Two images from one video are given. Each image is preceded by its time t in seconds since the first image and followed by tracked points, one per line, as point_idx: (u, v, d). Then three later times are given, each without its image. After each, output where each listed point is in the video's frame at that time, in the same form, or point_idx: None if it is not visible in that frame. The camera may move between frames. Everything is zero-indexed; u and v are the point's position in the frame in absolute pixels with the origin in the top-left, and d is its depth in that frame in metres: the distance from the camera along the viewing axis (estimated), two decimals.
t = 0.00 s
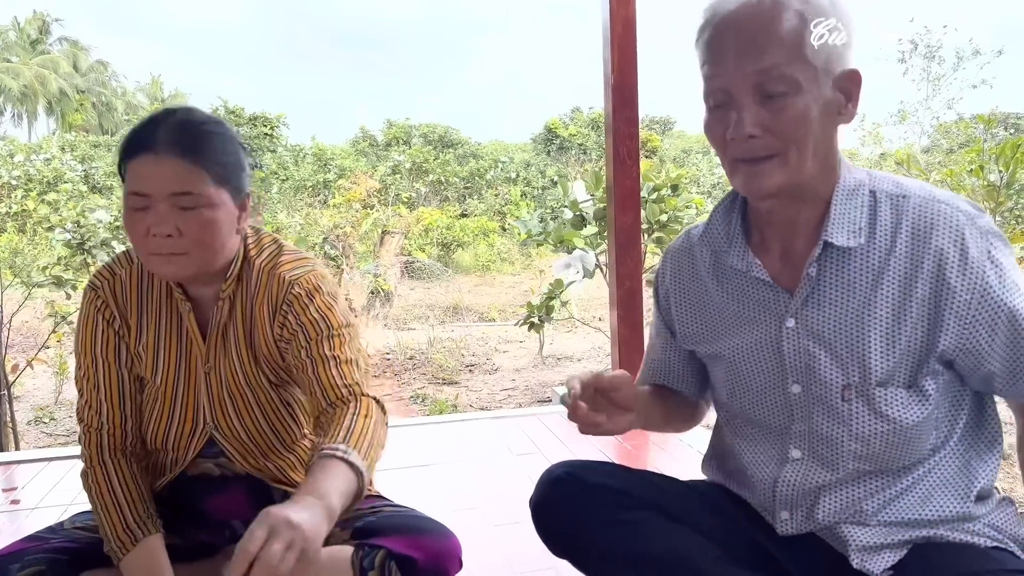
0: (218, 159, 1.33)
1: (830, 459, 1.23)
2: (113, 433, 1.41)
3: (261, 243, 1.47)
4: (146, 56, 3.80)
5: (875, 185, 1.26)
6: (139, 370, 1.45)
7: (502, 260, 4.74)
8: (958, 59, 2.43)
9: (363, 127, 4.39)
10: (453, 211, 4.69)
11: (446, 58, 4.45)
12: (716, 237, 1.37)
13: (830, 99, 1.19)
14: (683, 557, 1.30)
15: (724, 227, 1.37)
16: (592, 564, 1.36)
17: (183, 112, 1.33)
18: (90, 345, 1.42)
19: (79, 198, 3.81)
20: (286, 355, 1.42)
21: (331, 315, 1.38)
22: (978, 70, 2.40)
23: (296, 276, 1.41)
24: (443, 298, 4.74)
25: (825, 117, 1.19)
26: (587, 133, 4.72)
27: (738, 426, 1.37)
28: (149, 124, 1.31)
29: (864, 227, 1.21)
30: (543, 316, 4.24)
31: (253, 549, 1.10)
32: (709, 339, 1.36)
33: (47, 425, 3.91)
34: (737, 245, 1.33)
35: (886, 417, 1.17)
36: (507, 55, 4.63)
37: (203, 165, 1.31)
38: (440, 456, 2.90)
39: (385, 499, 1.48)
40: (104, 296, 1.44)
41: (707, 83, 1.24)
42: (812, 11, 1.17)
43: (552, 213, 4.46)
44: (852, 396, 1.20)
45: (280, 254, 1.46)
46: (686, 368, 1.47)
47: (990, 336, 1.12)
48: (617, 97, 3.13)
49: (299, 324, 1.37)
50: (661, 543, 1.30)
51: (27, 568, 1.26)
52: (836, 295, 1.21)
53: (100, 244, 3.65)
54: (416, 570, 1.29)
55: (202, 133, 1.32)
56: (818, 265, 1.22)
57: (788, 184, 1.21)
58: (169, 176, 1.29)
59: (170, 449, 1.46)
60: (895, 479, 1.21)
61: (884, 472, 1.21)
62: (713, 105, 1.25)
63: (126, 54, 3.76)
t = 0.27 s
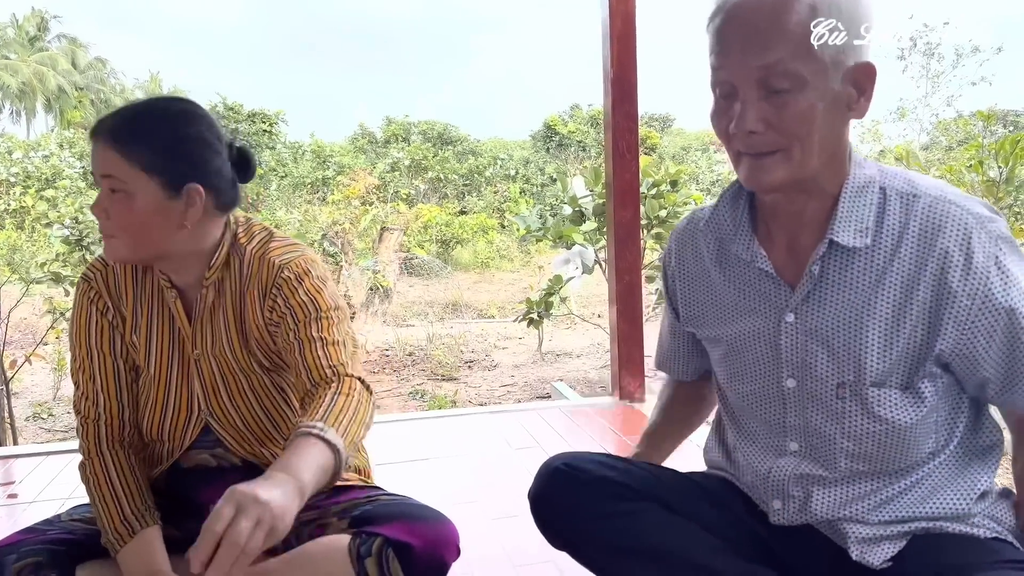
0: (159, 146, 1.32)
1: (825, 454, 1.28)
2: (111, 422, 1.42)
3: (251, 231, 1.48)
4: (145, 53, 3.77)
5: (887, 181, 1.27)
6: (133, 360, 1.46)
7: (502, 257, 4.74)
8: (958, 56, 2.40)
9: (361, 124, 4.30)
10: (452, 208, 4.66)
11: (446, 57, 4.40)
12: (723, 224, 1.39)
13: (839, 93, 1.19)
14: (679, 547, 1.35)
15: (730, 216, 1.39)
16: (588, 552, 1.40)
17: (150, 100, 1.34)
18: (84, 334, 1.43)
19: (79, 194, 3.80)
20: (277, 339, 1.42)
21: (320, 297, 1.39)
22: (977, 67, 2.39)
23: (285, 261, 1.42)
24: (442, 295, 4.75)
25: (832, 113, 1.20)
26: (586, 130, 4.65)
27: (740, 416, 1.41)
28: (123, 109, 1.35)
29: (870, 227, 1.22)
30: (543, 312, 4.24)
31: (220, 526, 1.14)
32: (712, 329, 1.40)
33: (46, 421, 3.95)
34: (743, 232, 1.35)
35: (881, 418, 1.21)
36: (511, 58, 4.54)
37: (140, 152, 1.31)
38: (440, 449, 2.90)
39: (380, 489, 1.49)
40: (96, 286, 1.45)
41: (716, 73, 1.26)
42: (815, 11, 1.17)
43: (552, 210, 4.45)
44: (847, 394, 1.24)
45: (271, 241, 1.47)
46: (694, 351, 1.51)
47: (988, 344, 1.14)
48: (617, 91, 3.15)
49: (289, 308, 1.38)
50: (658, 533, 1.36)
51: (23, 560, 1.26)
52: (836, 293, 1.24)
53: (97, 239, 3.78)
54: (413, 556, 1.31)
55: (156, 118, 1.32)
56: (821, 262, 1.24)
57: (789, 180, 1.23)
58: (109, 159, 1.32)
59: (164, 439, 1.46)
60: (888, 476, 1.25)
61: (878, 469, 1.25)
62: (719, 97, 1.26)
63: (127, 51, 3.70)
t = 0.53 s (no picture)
0: (130, 147, 1.31)
1: (834, 455, 1.30)
2: (112, 421, 1.42)
3: (242, 228, 1.48)
4: (146, 51, 3.74)
5: (898, 183, 1.28)
6: (131, 357, 1.46)
7: (502, 256, 4.74)
8: (958, 55, 2.41)
9: (362, 122, 4.36)
10: (453, 207, 4.64)
11: (446, 53, 4.40)
12: (732, 224, 1.39)
13: (849, 95, 1.20)
14: (681, 545, 1.33)
15: (742, 216, 1.38)
16: (593, 554, 1.39)
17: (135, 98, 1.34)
18: (82, 331, 1.43)
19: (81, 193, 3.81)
20: (274, 336, 1.42)
21: (314, 294, 1.38)
22: (978, 66, 2.42)
23: (278, 258, 1.40)
24: (442, 295, 4.74)
25: (842, 112, 1.20)
26: (587, 129, 4.64)
27: (745, 416, 1.42)
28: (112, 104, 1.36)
29: (884, 230, 1.23)
30: (543, 311, 4.24)
31: (238, 503, 1.13)
32: (720, 330, 1.41)
33: (47, 419, 3.96)
34: (755, 234, 1.35)
35: (894, 420, 1.23)
36: (511, 61, 4.55)
37: (111, 150, 1.32)
38: (441, 447, 2.91)
39: (379, 483, 1.50)
40: (93, 285, 1.45)
41: (725, 71, 1.26)
42: (816, 10, 1.17)
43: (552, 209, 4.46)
44: (858, 396, 1.26)
45: (262, 237, 1.46)
46: (697, 349, 1.52)
47: (1001, 347, 1.18)
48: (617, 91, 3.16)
49: (283, 306, 1.37)
50: (659, 531, 1.35)
51: (25, 553, 1.26)
52: (848, 295, 1.25)
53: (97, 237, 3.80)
54: (411, 548, 1.31)
55: (134, 119, 1.32)
56: (834, 266, 1.25)
57: (795, 182, 1.23)
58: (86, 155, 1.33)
59: (162, 434, 1.47)
60: (895, 478, 1.27)
61: (885, 471, 1.28)
62: (729, 92, 1.27)
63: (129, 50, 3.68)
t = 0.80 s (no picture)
0: (150, 149, 1.31)
1: (846, 453, 1.31)
2: (117, 422, 1.42)
3: (248, 228, 1.48)
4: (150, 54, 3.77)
5: (910, 179, 1.29)
6: (136, 358, 1.46)
7: (505, 256, 4.75)
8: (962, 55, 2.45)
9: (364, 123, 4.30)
10: (456, 207, 4.65)
11: (445, 52, 4.37)
12: (743, 222, 1.39)
13: (855, 95, 1.20)
14: (690, 541, 1.34)
15: (752, 215, 1.39)
16: (604, 550, 1.40)
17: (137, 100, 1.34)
18: (87, 331, 1.43)
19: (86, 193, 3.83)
20: (279, 338, 1.42)
21: (321, 297, 1.39)
22: (983, 65, 2.46)
23: (285, 260, 1.41)
24: (445, 295, 4.73)
25: (848, 113, 1.20)
26: (590, 129, 4.63)
27: (755, 412, 1.44)
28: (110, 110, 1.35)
29: (896, 230, 1.24)
30: (547, 310, 4.25)
31: (265, 531, 1.15)
32: (729, 329, 1.41)
33: (52, 419, 3.95)
34: (765, 234, 1.35)
35: (907, 419, 1.25)
36: (512, 62, 4.55)
37: (130, 154, 1.31)
38: (445, 447, 2.91)
39: (386, 483, 1.51)
40: (99, 285, 1.46)
41: (731, 71, 1.26)
42: (817, 10, 1.18)
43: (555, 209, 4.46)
44: (871, 395, 1.27)
45: (268, 238, 1.46)
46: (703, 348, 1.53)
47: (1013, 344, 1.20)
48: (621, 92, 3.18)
49: (291, 308, 1.38)
50: (668, 526, 1.35)
51: (33, 551, 1.27)
52: (861, 295, 1.26)
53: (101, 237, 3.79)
54: (418, 548, 1.32)
55: (144, 122, 1.32)
56: (846, 266, 1.26)
57: (799, 183, 1.23)
58: (100, 163, 1.32)
59: (168, 436, 1.47)
60: (906, 473, 1.30)
61: (897, 466, 1.30)
62: (734, 92, 1.28)
63: (131, 50, 3.70)
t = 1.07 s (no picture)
0: (184, 148, 1.30)
1: (854, 451, 1.32)
2: (122, 422, 1.43)
3: (259, 230, 1.47)
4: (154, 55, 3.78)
5: (916, 174, 1.29)
6: (142, 359, 1.46)
7: (511, 257, 4.74)
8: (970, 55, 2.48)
9: (371, 124, 4.37)
10: (463, 208, 4.62)
11: (449, 53, 4.45)
12: (749, 220, 1.40)
13: (857, 91, 1.19)
14: (704, 529, 1.32)
15: (756, 211, 1.40)
16: (620, 535, 1.40)
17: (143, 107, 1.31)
18: (93, 332, 1.44)
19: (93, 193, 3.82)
20: (289, 342, 1.42)
21: (331, 300, 1.38)
22: (991, 66, 2.50)
23: (295, 263, 1.41)
24: (450, 295, 4.75)
25: (847, 112, 1.20)
26: (596, 130, 4.59)
27: (763, 408, 1.45)
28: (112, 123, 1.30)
29: (901, 227, 1.25)
30: (553, 311, 4.24)
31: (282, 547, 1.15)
32: (737, 327, 1.42)
33: (59, 417, 3.93)
34: (772, 231, 1.36)
35: (914, 416, 1.25)
36: (515, 63, 4.64)
37: (167, 159, 1.28)
38: (451, 446, 2.90)
39: (395, 483, 1.51)
40: (106, 283, 1.46)
41: (732, 64, 1.26)
42: (816, 9, 1.17)
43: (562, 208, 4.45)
44: (878, 393, 1.28)
45: (278, 240, 1.46)
46: (711, 349, 1.52)
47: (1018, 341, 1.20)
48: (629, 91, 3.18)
49: (301, 312, 1.38)
50: (683, 513, 1.35)
51: (40, 550, 1.27)
52: (867, 293, 1.27)
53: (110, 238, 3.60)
54: (425, 550, 1.32)
55: (166, 125, 1.30)
56: (852, 263, 1.27)
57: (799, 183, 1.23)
58: (135, 176, 1.27)
59: (175, 437, 1.47)
60: (914, 470, 1.31)
61: (905, 463, 1.31)
62: (734, 86, 1.27)
63: (137, 52, 3.71)
